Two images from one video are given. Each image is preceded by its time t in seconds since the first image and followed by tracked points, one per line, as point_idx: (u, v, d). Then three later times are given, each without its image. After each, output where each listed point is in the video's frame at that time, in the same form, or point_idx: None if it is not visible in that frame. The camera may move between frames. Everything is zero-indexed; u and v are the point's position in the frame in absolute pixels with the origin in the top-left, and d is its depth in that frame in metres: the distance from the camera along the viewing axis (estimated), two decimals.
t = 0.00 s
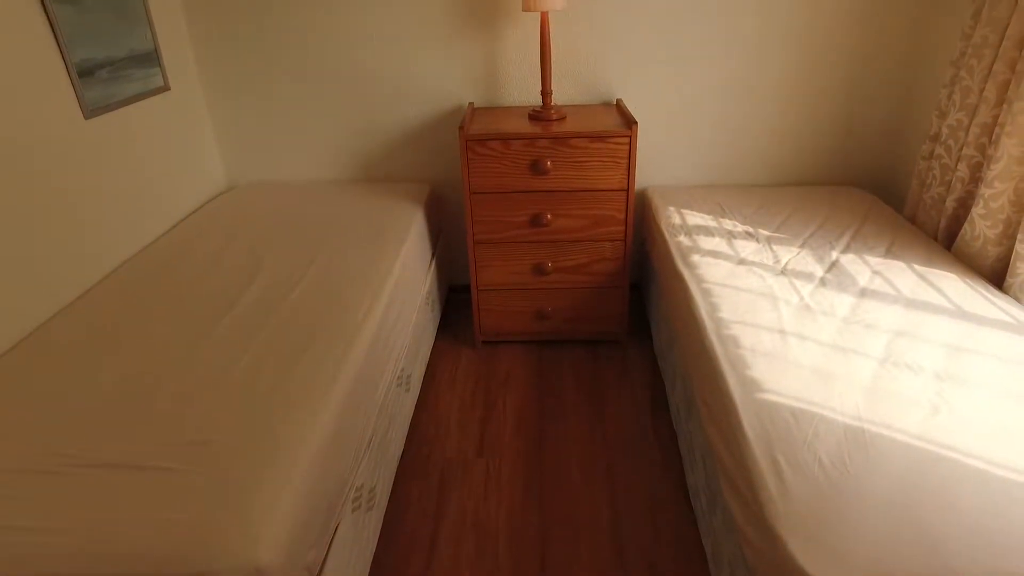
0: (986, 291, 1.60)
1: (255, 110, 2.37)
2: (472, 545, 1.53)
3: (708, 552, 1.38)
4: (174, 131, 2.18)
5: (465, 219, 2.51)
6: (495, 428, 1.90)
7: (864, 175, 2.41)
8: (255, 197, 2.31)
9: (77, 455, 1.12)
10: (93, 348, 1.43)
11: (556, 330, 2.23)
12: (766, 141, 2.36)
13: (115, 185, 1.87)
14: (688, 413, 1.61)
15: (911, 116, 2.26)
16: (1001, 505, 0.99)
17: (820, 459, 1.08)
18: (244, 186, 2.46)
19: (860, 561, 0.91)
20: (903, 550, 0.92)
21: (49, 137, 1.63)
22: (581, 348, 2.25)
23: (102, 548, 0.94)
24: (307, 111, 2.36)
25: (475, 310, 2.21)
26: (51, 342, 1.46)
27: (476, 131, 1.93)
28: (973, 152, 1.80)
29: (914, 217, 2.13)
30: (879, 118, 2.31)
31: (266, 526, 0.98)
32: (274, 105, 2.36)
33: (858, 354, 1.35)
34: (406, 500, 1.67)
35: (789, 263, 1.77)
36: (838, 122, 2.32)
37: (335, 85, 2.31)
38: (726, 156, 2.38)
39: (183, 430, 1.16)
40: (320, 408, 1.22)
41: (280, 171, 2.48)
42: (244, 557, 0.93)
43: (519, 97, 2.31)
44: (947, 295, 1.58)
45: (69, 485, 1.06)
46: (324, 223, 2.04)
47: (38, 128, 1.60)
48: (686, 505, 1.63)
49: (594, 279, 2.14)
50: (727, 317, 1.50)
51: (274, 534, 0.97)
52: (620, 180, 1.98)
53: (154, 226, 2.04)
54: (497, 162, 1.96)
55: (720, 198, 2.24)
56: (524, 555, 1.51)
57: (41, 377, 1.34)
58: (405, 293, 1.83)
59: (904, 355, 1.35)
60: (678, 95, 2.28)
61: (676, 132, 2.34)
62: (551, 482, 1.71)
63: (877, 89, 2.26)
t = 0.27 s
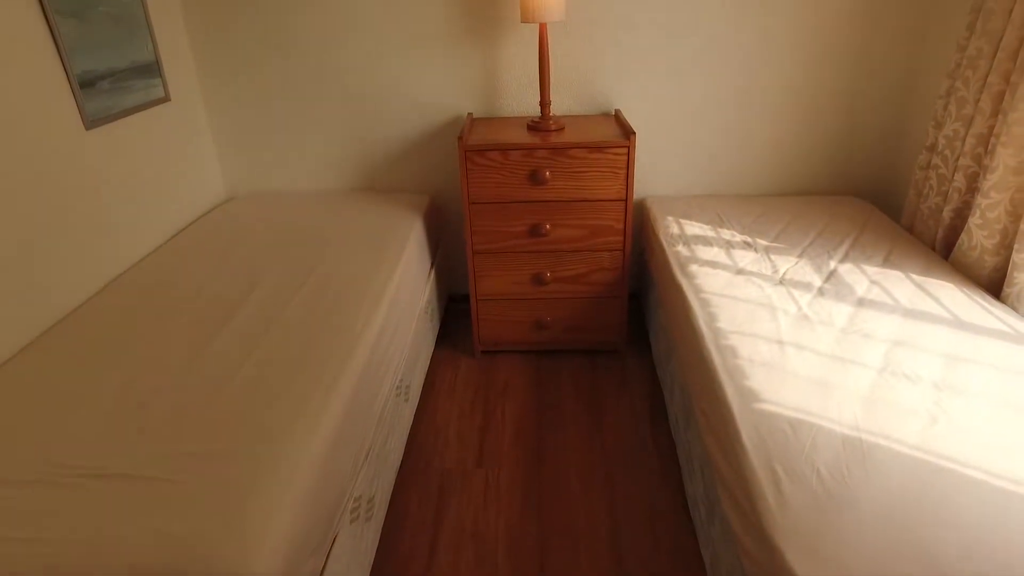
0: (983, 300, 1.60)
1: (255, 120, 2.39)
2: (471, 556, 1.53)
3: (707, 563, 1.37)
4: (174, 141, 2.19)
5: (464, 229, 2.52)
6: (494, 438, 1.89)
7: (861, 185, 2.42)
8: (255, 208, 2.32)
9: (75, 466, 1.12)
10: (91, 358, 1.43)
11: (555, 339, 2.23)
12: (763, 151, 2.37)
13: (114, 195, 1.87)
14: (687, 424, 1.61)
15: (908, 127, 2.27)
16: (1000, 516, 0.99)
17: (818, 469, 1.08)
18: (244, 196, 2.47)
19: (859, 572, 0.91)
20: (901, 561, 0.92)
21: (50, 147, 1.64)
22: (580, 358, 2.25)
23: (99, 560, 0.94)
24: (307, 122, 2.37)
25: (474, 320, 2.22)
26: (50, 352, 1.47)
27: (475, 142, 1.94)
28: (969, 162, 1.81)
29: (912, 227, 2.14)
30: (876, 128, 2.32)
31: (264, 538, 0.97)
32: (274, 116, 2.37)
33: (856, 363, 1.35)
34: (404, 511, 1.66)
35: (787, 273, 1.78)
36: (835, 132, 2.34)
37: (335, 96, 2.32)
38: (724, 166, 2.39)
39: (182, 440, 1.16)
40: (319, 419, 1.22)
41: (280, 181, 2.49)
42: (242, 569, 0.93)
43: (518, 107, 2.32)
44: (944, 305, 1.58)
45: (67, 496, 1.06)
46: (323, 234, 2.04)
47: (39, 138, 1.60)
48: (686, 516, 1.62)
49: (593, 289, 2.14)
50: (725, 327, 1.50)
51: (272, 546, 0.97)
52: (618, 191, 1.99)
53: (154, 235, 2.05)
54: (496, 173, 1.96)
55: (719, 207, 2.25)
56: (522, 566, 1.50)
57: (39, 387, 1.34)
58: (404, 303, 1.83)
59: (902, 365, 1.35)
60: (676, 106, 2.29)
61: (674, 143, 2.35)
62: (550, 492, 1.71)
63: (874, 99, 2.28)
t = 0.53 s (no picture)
0: (981, 310, 1.61)
1: (255, 130, 2.40)
2: (470, 567, 1.52)
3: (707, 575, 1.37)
4: (175, 151, 2.20)
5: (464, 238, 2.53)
6: (493, 447, 1.89)
7: (859, 195, 2.44)
8: (255, 217, 2.33)
9: (74, 476, 1.12)
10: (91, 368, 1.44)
11: (555, 349, 2.23)
12: (761, 161, 2.38)
13: (115, 205, 1.88)
14: (686, 434, 1.61)
15: (905, 137, 2.29)
16: (998, 527, 0.99)
17: (817, 480, 1.08)
18: (244, 206, 2.48)
19: None
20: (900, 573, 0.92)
21: (52, 157, 1.65)
22: (580, 367, 2.25)
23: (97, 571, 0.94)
24: (308, 132, 2.39)
25: (473, 329, 2.22)
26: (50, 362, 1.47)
27: (474, 152, 1.95)
28: (966, 172, 1.82)
29: (910, 237, 2.15)
30: (873, 139, 2.34)
31: (263, 548, 0.98)
32: (275, 126, 2.39)
33: (854, 373, 1.36)
34: (403, 521, 1.66)
35: (786, 283, 1.78)
36: (833, 142, 2.35)
37: (335, 107, 2.34)
38: (722, 176, 2.41)
39: (181, 450, 1.16)
40: (319, 429, 1.22)
41: (280, 191, 2.50)
42: None
43: (517, 118, 2.34)
44: (942, 315, 1.59)
45: (67, 506, 1.06)
46: (323, 243, 2.05)
47: (41, 149, 1.62)
48: (686, 526, 1.62)
49: (592, 299, 2.15)
50: (724, 337, 1.51)
51: (271, 557, 0.97)
52: (617, 201, 2.00)
53: (154, 245, 2.05)
54: (495, 183, 1.97)
55: (717, 217, 2.26)
56: None
57: (40, 397, 1.34)
58: (404, 313, 1.83)
59: (900, 375, 1.35)
60: (674, 116, 2.31)
61: (672, 153, 2.37)
62: (549, 502, 1.70)
63: (871, 110, 2.29)
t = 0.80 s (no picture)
0: (979, 321, 1.62)
1: (257, 142, 2.42)
2: None
3: None
4: (177, 163, 2.21)
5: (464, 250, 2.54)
6: (493, 459, 1.90)
7: (857, 206, 2.45)
8: (256, 228, 2.34)
9: (75, 489, 1.12)
10: (93, 380, 1.44)
11: (555, 360, 2.24)
12: (760, 172, 2.40)
13: (118, 217, 1.89)
14: (685, 445, 1.61)
15: (902, 149, 2.31)
16: (996, 539, 0.99)
17: (816, 492, 1.09)
18: (245, 218, 2.49)
19: None
20: None
21: (55, 170, 1.66)
22: (580, 378, 2.26)
23: None
24: (309, 144, 2.40)
25: (473, 340, 2.23)
26: (51, 374, 1.48)
27: (474, 165, 1.97)
28: (962, 184, 1.83)
29: (908, 248, 2.16)
30: (870, 150, 2.35)
31: (264, 561, 0.98)
32: (276, 138, 2.40)
33: (852, 385, 1.37)
34: (403, 533, 1.66)
35: (784, 294, 1.79)
36: (830, 154, 2.37)
37: (337, 119, 2.36)
38: (721, 188, 2.42)
39: (182, 462, 1.17)
40: (320, 441, 1.22)
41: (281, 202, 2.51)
42: None
43: (517, 130, 2.36)
44: (940, 326, 1.59)
45: (68, 519, 1.06)
46: (323, 255, 2.06)
47: (45, 163, 1.63)
48: (686, 538, 1.61)
49: (592, 310, 2.16)
50: (723, 349, 1.51)
51: (272, 569, 0.97)
52: (616, 213, 2.01)
53: (155, 256, 2.06)
54: (496, 195, 1.99)
55: (716, 229, 2.27)
56: None
57: (41, 409, 1.35)
58: (404, 324, 1.84)
59: (898, 387, 1.36)
60: (673, 129, 2.33)
61: (671, 165, 2.38)
62: (550, 514, 1.70)
63: (868, 123, 2.31)
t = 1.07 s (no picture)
0: (977, 334, 1.62)
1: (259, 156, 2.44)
2: None
3: None
4: (180, 177, 2.23)
5: (464, 263, 2.56)
6: (493, 472, 1.89)
7: (855, 219, 2.47)
8: (257, 242, 2.35)
9: (75, 503, 1.12)
10: (94, 394, 1.45)
11: (555, 373, 2.24)
12: (758, 186, 2.41)
13: (120, 230, 1.91)
14: (685, 458, 1.61)
15: (899, 163, 2.32)
16: (996, 554, 1.00)
17: (816, 506, 1.09)
18: (246, 231, 2.50)
19: None
20: None
21: (59, 184, 1.67)
22: (580, 391, 2.26)
23: None
24: (311, 158, 2.42)
25: (473, 353, 2.23)
26: (52, 387, 1.48)
27: (475, 179, 1.98)
28: (959, 198, 1.84)
29: (906, 261, 2.17)
30: (868, 164, 2.37)
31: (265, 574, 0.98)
32: (278, 152, 2.42)
33: (851, 398, 1.37)
34: (403, 547, 1.65)
35: (783, 307, 1.80)
36: (828, 168, 2.38)
37: (338, 133, 2.38)
38: (720, 201, 2.44)
39: (183, 476, 1.17)
40: (320, 454, 1.23)
41: (282, 215, 2.53)
42: None
43: (517, 144, 2.38)
44: (938, 339, 1.60)
45: (68, 533, 1.06)
46: (324, 268, 2.07)
47: (48, 177, 1.64)
48: (687, 552, 1.61)
49: (591, 323, 2.16)
50: (722, 362, 1.52)
51: None
52: (616, 226, 2.02)
53: (157, 269, 2.07)
54: (496, 209, 2.00)
55: (715, 242, 2.29)
56: None
57: (42, 422, 1.35)
58: (404, 337, 1.85)
59: (897, 400, 1.36)
60: (672, 143, 2.35)
61: (670, 178, 2.40)
62: (550, 527, 1.70)
63: (865, 137, 2.33)
